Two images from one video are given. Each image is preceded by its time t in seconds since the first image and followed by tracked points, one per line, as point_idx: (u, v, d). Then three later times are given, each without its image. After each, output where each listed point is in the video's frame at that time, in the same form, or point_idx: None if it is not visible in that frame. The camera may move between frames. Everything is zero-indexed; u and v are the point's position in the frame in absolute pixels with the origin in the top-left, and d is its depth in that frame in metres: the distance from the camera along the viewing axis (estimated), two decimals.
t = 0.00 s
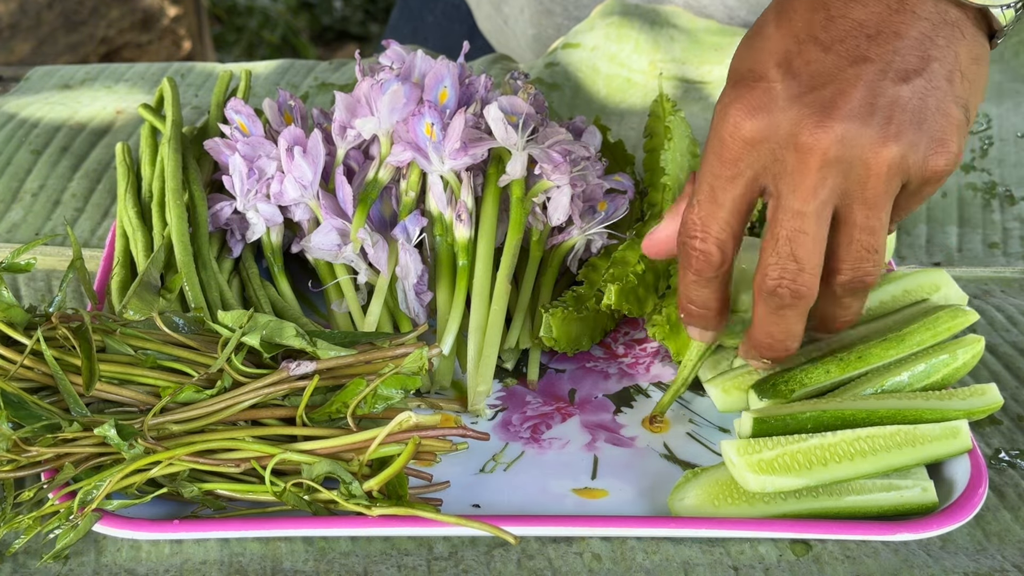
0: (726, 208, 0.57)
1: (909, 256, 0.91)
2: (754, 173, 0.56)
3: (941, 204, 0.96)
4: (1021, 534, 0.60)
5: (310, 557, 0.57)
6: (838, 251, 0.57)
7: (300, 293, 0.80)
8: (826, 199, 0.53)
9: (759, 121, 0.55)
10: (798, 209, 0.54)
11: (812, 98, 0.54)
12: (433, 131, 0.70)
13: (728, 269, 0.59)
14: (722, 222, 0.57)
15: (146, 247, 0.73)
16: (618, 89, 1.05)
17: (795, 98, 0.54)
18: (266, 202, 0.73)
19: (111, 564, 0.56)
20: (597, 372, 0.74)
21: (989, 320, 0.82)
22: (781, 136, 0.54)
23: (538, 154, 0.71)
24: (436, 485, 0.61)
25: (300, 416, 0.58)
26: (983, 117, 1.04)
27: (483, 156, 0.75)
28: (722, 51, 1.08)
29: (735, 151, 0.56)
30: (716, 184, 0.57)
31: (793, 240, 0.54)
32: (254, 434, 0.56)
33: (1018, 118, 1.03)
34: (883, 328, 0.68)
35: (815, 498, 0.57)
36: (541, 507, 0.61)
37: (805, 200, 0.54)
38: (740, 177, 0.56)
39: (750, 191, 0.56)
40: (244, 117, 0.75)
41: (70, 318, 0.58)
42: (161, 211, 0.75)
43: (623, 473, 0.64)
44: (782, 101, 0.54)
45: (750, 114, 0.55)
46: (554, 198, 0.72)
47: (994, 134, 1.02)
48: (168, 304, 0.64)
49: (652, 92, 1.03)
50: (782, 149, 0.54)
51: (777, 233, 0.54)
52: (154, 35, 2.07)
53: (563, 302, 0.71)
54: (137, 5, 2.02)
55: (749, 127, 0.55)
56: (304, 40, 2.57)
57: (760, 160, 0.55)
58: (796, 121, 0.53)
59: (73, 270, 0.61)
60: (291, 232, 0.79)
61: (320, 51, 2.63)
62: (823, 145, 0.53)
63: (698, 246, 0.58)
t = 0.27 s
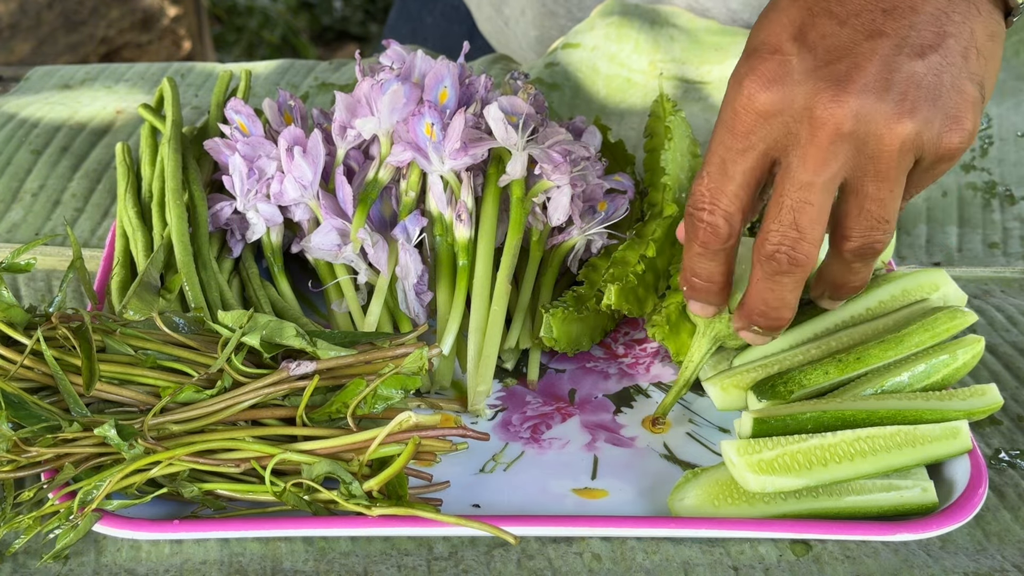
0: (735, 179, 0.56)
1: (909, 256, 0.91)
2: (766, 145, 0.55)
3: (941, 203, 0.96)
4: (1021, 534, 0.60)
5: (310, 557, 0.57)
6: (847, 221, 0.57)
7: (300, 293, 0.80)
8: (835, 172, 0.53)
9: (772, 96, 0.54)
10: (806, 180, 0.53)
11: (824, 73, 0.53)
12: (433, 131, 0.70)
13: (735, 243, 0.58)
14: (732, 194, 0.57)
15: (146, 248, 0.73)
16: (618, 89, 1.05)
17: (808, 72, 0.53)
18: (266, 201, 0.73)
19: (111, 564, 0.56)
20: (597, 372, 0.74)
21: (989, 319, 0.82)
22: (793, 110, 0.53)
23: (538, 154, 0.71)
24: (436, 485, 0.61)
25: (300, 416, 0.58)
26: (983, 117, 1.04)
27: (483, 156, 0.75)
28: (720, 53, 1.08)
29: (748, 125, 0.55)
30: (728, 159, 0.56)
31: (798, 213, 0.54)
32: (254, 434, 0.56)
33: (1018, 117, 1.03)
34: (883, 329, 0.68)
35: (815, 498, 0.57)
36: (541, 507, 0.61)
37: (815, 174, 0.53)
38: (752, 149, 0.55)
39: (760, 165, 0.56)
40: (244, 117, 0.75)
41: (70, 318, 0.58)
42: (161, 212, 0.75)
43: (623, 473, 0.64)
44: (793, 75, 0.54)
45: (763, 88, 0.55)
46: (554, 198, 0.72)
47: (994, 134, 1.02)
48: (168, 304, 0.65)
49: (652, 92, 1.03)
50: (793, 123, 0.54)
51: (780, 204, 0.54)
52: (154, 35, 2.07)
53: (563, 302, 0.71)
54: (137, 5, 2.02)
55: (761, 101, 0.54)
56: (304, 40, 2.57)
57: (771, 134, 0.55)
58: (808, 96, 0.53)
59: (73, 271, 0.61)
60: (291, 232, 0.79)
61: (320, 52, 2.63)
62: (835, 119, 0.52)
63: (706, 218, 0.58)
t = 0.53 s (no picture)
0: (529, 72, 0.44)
1: (909, 257, 0.92)
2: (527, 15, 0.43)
3: (941, 203, 0.96)
4: (1021, 534, 0.60)
5: (311, 557, 0.57)
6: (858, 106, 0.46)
7: (300, 293, 0.80)
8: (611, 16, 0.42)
9: None
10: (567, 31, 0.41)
11: None
12: (433, 132, 0.70)
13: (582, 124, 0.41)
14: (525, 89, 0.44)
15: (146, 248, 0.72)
16: (618, 89, 1.05)
17: None
18: (266, 201, 0.73)
19: (111, 564, 0.56)
20: (597, 372, 0.74)
21: (989, 320, 0.82)
22: None
23: (539, 154, 0.70)
24: (436, 485, 0.61)
25: (300, 416, 0.58)
26: (984, 118, 1.03)
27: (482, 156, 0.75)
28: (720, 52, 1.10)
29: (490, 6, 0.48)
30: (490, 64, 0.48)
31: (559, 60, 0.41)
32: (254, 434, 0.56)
33: (1019, 118, 1.03)
34: (883, 328, 0.68)
35: (815, 498, 0.57)
36: (541, 507, 0.61)
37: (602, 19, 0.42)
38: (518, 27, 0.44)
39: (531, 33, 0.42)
40: (244, 117, 0.75)
41: (70, 318, 0.58)
42: (161, 212, 0.75)
43: (623, 472, 0.64)
44: None
45: None
46: (554, 198, 0.72)
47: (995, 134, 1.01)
48: (168, 305, 0.65)
49: (652, 92, 1.03)
50: None
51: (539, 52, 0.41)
52: (154, 35, 2.07)
53: (563, 302, 0.71)
54: (137, 5, 2.02)
55: None
56: (304, 40, 2.57)
57: None
58: None
59: (73, 270, 0.61)
60: (291, 232, 0.79)
61: (320, 52, 2.63)
62: None
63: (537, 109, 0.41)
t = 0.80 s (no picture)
0: (597, 113, 0.47)
1: (909, 257, 0.91)
2: (607, 58, 0.47)
3: (941, 204, 0.96)
4: (1021, 534, 0.60)
5: (310, 557, 0.57)
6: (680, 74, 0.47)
7: (300, 293, 0.80)
8: (683, 63, 0.47)
9: None
10: (666, 87, 0.46)
11: None
12: (428, 133, 0.70)
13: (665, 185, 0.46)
14: (588, 125, 0.47)
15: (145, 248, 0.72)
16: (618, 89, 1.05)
17: None
18: (266, 202, 0.73)
19: (111, 564, 0.56)
20: (597, 372, 0.74)
21: (989, 320, 0.82)
22: (600, 6, 0.48)
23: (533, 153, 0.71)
24: (436, 485, 0.61)
25: (301, 416, 0.58)
26: (983, 121, 1.04)
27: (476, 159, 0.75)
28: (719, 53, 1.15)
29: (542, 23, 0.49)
30: (528, 79, 0.49)
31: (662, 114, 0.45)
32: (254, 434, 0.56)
33: (1018, 122, 1.04)
34: (884, 329, 0.68)
35: (815, 498, 0.57)
36: (541, 507, 0.61)
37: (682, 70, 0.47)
38: (594, 66, 0.47)
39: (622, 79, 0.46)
40: (244, 117, 0.75)
41: (70, 318, 0.58)
42: (161, 212, 0.75)
43: (623, 472, 0.64)
44: None
45: None
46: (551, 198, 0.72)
47: (994, 137, 1.02)
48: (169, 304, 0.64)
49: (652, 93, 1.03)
50: (613, 26, 0.47)
51: (641, 107, 0.45)
52: (154, 35, 2.07)
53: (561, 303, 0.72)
54: (137, 5, 2.02)
55: None
56: (304, 41, 2.57)
57: (601, 35, 0.47)
58: None
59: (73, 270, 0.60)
60: (291, 232, 0.79)
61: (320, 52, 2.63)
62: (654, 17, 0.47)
63: (623, 161, 0.45)
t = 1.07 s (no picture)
0: (642, 167, 0.52)
1: (909, 257, 0.91)
2: (656, 117, 0.52)
3: (941, 204, 0.96)
4: (1021, 534, 0.60)
5: (310, 557, 0.57)
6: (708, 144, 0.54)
7: (300, 293, 0.80)
8: (725, 129, 0.55)
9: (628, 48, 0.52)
10: (713, 153, 0.53)
11: (685, 26, 0.55)
12: (419, 133, 0.70)
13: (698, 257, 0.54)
14: (634, 176, 0.51)
15: (145, 248, 0.72)
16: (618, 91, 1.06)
17: (663, 32, 0.54)
18: (266, 203, 0.73)
19: (111, 564, 0.56)
20: (597, 372, 0.74)
21: (989, 320, 0.82)
22: (654, 65, 0.52)
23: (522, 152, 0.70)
24: (436, 485, 0.61)
25: (300, 416, 0.58)
26: (982, 121, 1.04)
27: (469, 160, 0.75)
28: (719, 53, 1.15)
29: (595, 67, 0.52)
30: (571, 117, 0.51)
31: (705, 182, 0.53)
32: (254, 434, 0.56)
33: (1018, 122, 1.04)
34: (884, 329, 0.68)
35: (815, 498, 0.57)
36: (541, 507, 0.61)
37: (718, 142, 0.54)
38: (644, 121, 0.52)
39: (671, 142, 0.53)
40: (244, 117, 0.75)
41: (70, 318, 0.58)
42: (162, 212, 0.75)
43: (623, 472, 0.64)
44: (623, 19, 0.54)
45: (593, 36, 0.53)
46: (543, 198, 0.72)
47: (995, 137, 1.02)
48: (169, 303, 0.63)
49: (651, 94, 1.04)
50: (668, 88, 0.53)
51: (690, 170, 0.52)
52: (154, 35, 2.07)
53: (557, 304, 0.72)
54: (137, 4, 2.02)
55: (612, 44, 0.52)
56: (304, 41, 2.57)
57: (655, 95, 0.52)
58: (677, 47, 0.54)
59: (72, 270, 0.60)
60: (291, 232, 0.79)
61: (320, 53, 2.63)
62: (700, 85, 0.53)
63: (674, 224, 0.52)
